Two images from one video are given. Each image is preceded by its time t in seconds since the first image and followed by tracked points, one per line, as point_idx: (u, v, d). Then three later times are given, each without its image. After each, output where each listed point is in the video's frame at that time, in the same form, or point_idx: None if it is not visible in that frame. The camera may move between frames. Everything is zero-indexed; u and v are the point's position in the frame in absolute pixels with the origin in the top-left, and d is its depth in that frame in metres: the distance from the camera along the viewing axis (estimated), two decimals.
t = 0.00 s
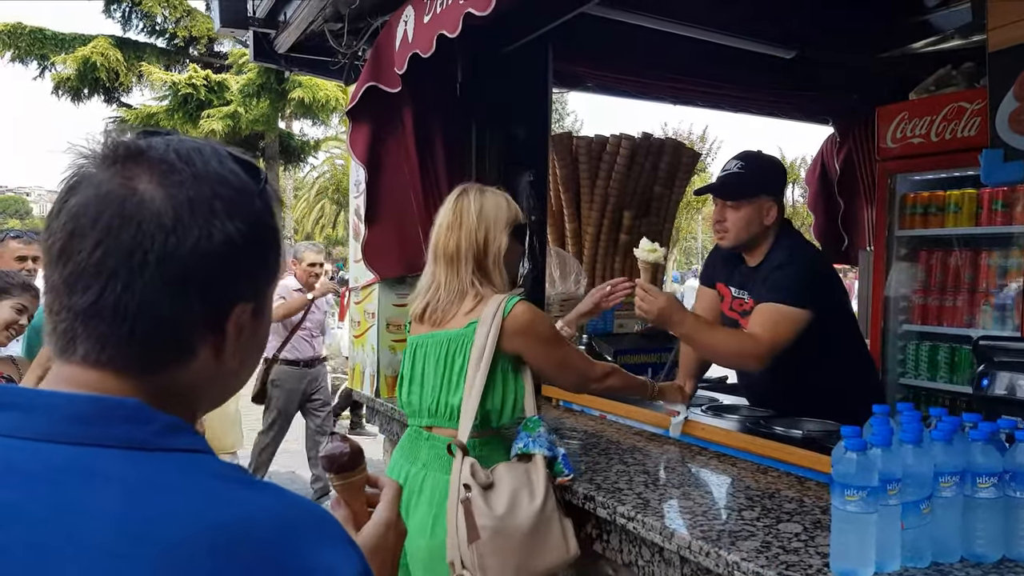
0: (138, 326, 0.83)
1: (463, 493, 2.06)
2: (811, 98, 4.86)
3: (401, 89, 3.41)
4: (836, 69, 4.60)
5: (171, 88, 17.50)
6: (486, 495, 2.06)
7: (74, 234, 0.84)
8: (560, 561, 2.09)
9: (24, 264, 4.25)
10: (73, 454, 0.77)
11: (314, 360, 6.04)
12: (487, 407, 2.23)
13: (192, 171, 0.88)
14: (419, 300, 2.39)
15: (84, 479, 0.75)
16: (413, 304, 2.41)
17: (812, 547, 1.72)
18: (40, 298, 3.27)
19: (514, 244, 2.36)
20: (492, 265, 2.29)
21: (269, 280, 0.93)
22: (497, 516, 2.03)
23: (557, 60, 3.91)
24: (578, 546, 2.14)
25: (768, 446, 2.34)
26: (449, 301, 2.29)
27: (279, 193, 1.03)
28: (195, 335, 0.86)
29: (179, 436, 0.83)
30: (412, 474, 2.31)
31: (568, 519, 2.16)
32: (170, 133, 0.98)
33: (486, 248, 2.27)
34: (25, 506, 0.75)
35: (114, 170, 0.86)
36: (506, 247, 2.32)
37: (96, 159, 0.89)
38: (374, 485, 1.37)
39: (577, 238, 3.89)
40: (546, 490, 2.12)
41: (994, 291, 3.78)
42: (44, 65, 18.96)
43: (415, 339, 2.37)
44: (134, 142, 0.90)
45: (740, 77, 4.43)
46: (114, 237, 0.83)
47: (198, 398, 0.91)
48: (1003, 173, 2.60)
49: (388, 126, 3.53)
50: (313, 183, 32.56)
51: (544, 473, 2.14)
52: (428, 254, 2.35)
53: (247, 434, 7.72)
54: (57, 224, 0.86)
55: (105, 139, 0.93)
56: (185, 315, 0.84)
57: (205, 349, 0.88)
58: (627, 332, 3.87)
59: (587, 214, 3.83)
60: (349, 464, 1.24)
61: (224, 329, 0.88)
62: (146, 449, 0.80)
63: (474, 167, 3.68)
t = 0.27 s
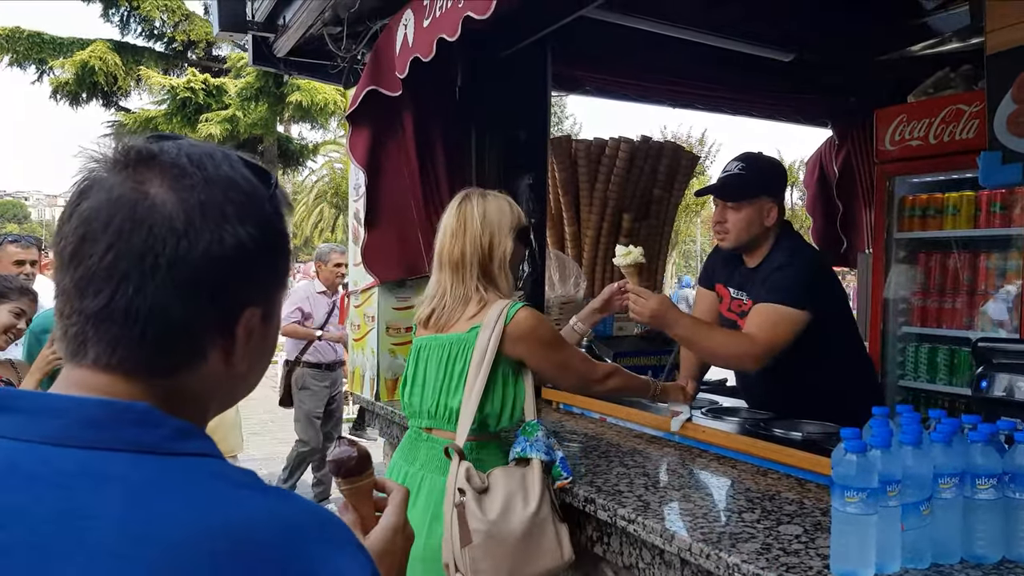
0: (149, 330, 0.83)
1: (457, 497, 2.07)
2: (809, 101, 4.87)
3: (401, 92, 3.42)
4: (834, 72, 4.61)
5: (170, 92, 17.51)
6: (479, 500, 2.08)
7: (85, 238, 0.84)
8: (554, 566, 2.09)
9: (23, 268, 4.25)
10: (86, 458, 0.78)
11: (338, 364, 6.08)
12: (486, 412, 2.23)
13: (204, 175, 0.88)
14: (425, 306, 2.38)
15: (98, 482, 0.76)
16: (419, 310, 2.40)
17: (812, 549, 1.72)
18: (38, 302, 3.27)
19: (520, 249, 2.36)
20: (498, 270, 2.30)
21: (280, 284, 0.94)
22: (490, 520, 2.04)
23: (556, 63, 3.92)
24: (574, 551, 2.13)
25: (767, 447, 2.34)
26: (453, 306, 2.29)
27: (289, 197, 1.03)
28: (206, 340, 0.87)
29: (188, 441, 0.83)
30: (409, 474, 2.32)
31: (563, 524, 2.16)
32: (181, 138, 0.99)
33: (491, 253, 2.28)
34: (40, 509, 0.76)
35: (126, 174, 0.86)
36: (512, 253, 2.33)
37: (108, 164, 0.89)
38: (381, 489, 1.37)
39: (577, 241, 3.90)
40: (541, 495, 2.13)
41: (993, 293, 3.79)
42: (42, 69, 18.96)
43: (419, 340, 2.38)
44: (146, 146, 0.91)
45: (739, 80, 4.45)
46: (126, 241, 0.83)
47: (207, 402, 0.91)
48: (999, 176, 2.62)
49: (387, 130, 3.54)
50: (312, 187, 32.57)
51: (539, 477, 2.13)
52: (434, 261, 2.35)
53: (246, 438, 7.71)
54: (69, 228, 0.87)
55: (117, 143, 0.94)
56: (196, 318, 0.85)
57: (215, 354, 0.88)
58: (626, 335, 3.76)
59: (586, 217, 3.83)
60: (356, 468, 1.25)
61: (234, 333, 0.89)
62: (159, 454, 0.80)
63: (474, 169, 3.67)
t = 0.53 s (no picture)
0: (154, 334, 0.84)
1: (470, 499, 2.07)
2: (806, 105, 4.89)
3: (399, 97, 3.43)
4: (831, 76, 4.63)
5: (168, 95, 17.52)
6: (491, 502, 2.07)
7: (91, 242, 0.85)
8: (560, 570, 2.10)
9: (21, 272, 4.25)
10: (92, 462, 0.78)
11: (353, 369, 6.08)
12: (491, 414, 2.24)
13: (209, 180, 0.89)
14: (434, 312, 2.39)
15: (107, 487, 0.77)
16: (427, 316, 2.42)
17: (810, 552, 1.73)
18: (36, 305, 3.27)
19: (527, 254, 2.40)
20: (506, 273, 2.33)
21: (285, 290, 0.95)
22: (503, 521, 2.03)
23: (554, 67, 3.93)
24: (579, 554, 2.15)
25: (765, 451, 2.35)
26: (461, 309, 2.31)
27: (294, 202, 1.04)
28: (211, 344, 0.87)
29: (192, 445, 0.84)
30: (414, 477, 2.33)
31: (569, 527, 2.18)
32: (187, 142, 1.00)
33: (500, 256, 2.32)
34: (48, 513, 0.77)
35: (132, 179, 0.87)
36: (520, 257, 2.36)
37: (114, 169, 0.90)
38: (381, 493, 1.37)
39: (575, 244, 3.90)
40: (550, 498, 2.14)
41: (990, 296, 3.81)
42: (40, 73, 18.97)
43: (427, 342, 2.39)
44: (151, 151, 0.91)
45: (736, 84, 4.46)
46: (132, 245, 0.84)
47: (210, 405, 0.92)
48: (999, 180, 2.66)
49: (386, 134, 3.54)
50: (310, 191, 32.57)
51: (548, 480, 2.15)
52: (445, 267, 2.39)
53: (243, 442, 7.70)
54: (74, 232, 0.87)
55: (123, 148, 0.95)
56: (201, 324, 0.85)
57: (220, 358, 0.89)
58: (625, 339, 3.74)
59: (585, 222, 3.84)
60: (358, 472, 1.24)
61: (239, 338, 0.90)
62: (166, 458, 0.81)
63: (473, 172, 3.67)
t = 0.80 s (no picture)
0: (155, 337, 0.84)
1: (480, 503, 2.08)
2: (804, 107, 4.90)
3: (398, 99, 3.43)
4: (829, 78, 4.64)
5: (166, 97, 17.51)
6: (501, 506, 2.08)
7: (90, 245, 0.85)
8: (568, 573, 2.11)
9: (18, 273, 4.24)
10: (94, 465, 0.79)
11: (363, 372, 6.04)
12: (499, 417, 2.24)
13: (209, 183, 0.89)
14: (446, 315, 2.41)
15: (107, 490, 0.77)
16: (438, 319, 2.44)
17: (806, 553, 1.73)
18: (34, 306, 3.27)
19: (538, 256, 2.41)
20: (517, 276, 2.34)
21: (284, 293, 0.95)
22: (513, 527, 2.05)
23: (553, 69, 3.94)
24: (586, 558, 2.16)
25: (764, 452, 2.35)
26: (472, 312, 2.32)
27: (294, 206, 1.04)
28: (211, 347, 0.88)
29: (192, 448, 0.84)
30: (417, 479, 2.33)
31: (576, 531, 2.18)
32: (186, 146, 1.00)
33: (511, 259, 2.32)
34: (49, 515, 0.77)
35: (132, 182, 0.87)
36: (531, 259, 2.37)
37: (113, 172, 0.90)
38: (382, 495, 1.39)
39: (573, 246, 3.91)
40: (558, 502, 2.15)
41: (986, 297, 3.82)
42: (38, 74, 18.95)
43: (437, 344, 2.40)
44: (151, 155, 0.92)
45: (734, 85, 4.47)
46: (132, 248, 0.84)
47: (209, 408, 0.92)
48: (996, 182, 2.67)
49: (384, 136, 3.54)
50: (308, 192, 32.57)
51: (553, 482, 2.16)
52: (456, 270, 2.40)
53: (241, 444, 7.69)
54: (74, 235, 0.87)
55: (123, 151, 0.95)
56: (202, 326, 0.86)
57: (220, 361, 0.89)
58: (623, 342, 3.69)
59: (584, 224, 3.84)
60: (359, 475, 1.25)
61: (239, 340, 0.90)
62: (165, 461, 0.82)
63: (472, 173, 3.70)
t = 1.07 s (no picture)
0: (153, 342, 0.84)
1: (480, 503, 2.08)
2: (803, 108, 4.90)
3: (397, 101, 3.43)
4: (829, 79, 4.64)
5: (165, 98, 17.51)
6: (501, 507, 2.08)
7: (86, 250, 0.85)
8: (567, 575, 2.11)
9: (15, 274, 4.23)
10: (91, 473, 0.78)
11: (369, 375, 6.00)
12: (508, 419, 2.24)
13: (206, 186, 0.89)
14: (459, 317, 2.41)
15: (99, 499, 0.77)
16: (451, 321, 2.44)
17: (806, 556, 1.73)
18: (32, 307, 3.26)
19: (552, 258, 2.39)
20: (532, 279, 2.33)
21: (282, 296, 0.95)
22: (513, 527, 2.04)
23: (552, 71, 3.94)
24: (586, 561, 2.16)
25: (764, 454, 2.34)
26: (484, 315, 2.31)
27: (291, 208, 1.04)
28: (210, 351, 0.87)
29: (191, 454, 0.84)
30: (425, 479, 2.33)
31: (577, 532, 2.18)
32: (182, 148, 1.00)
33: (526, 262, 2.31)
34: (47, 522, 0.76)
35: (128, 185, 0.87)
36: (546, 262, 2.36)
37: (108, 175, 0.90)
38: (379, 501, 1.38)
39: (572, 247, 3.90)
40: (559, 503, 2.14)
41: (985, 299, 3.81)
42: (38, 75, 18.95)
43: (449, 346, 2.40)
44: (147, 159, 0.91)
45: (734, 86, 4.47)
46: (129, 253, 0.84)
47: (207, 413, 0.92)
48: (995, 184, 2.70)
49: (383, 138, 3.54)
50: (308, 193, 32.57)
51: (554, 483, 2.15)
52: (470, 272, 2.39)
53: (240, 446, 7.68)
54: (70, 240, 0.87)
55: (119, 155, 0.95)
56: (201, 331, 0.85)
57: (219, 366, 0.89)
58: (621, 343, 3.69)
59: (582, 225, 3.83)
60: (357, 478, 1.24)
61: (238, 344, 0.90)
62: (157, 468, 0.81)
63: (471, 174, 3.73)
